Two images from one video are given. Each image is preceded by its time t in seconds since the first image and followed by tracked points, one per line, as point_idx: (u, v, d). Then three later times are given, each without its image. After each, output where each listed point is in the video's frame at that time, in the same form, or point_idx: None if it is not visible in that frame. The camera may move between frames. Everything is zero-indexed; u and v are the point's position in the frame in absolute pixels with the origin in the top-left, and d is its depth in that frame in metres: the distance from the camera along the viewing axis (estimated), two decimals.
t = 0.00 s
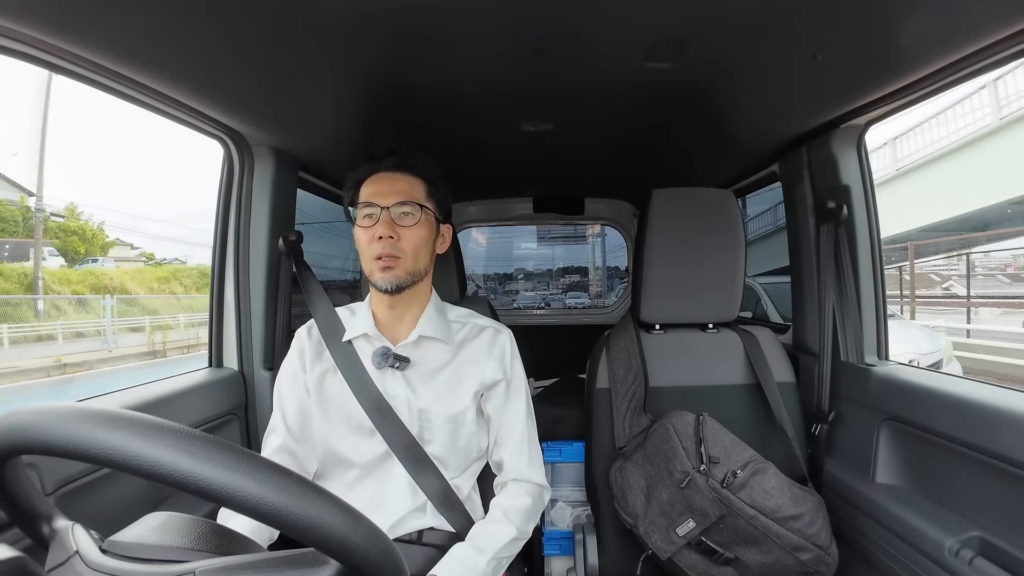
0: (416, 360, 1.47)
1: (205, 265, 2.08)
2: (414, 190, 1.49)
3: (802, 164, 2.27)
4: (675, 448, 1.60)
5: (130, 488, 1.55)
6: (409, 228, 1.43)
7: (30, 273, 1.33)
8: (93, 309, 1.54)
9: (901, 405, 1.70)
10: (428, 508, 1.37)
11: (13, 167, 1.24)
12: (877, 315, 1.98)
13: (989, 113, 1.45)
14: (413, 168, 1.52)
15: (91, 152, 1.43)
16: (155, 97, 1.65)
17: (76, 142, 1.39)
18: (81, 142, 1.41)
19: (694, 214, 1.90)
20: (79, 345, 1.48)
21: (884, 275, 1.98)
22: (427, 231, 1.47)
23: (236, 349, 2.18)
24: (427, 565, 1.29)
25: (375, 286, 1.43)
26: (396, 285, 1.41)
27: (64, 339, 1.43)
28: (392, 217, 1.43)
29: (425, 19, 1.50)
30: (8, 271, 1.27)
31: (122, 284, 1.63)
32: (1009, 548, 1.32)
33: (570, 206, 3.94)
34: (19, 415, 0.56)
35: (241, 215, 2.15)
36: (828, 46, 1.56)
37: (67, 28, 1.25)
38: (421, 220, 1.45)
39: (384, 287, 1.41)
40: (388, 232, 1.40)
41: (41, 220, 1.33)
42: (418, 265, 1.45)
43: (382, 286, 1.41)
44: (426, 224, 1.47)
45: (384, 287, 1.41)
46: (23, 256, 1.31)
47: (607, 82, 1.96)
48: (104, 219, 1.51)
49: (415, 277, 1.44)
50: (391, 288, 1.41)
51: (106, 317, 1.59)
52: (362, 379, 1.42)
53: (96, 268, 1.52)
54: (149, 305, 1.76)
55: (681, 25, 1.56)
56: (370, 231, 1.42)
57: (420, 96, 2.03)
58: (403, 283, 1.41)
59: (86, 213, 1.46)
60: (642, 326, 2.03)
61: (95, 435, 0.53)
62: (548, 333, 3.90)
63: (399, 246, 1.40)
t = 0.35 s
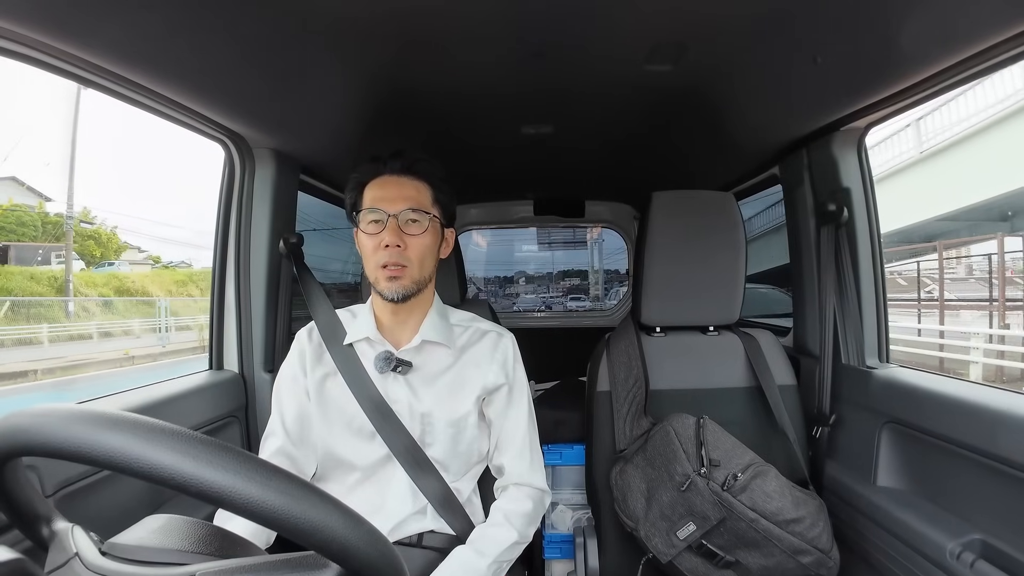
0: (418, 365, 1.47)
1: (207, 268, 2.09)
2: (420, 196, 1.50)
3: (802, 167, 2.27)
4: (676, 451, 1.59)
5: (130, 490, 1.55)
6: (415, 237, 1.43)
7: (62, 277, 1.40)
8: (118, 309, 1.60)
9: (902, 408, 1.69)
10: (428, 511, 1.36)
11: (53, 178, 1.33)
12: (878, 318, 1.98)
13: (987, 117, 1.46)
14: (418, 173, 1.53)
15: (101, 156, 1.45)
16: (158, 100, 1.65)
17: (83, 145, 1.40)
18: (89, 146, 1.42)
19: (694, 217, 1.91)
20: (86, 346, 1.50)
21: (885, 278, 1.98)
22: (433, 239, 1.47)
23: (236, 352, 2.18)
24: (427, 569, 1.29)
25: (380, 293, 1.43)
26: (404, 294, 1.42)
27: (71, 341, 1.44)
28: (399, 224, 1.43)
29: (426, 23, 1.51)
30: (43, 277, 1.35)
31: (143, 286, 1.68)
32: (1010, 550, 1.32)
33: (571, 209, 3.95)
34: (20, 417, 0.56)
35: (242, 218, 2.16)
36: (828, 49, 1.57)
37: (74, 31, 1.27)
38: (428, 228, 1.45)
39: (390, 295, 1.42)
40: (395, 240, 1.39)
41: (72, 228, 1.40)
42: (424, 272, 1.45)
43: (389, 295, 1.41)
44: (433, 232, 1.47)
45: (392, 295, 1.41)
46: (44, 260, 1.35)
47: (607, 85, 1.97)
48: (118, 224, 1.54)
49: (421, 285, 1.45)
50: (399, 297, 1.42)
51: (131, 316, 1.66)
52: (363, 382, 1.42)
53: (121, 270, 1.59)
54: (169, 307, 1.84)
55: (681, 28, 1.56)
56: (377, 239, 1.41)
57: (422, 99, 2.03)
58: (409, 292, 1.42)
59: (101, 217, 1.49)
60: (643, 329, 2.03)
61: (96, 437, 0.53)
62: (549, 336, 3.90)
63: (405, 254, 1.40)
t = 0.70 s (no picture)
0: (418, 367, 1.47)
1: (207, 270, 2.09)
2: (421, 199, 1.50)
3: (803, 170, 2.27)
4: (676, 454, 1.59)
5: (130, 492, 1.55)
6: (418, 240, 1.43)
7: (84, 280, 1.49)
8: (140, 312, 1.69)
9: (902, 411, 1.69)
10: (428, 515, 1.36)
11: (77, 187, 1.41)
12: (879, 322, 1.98)
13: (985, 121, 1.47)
14: (420, 176, 1.53)
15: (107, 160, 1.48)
16: (160, 103, 1.66)
17: (89, 150, 1.42)
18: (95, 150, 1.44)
19: (695, 220, 1.90)
20: (90, 347, 1.52)
21: (885, 282, 1.98)
22: (436, 242, 1.47)
23: (236, 354, 2.18)
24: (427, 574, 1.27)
25: (383, 298, 1.43)
26: (406, 297, 1.42)
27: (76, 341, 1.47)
28: (402, 227, 1.43)
29: (428, 25, 1.51)
30: (70, 281, 1.44)
31: (160, 288, 1.77)
32: (1011, 554, 1.31)
33: (571, 212, 3.94)
34: (21, 418, 0.56)
35: (243, 219, 2.16)
36: (829, 53, 1.57)
37: (80, 36, 1.28)
38: (430, 231, 1.45)
39: (394, 300, 1.42)
40: (398, 243, 1.40)
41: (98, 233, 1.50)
42: (426, 277, 1.45)
43: (391, 298, 1.41)
44: (435, 235, 1.47)
45: (394, 299, 1.41)
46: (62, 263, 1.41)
47: (608, 89, 1.97)
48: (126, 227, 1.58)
49: (423, 288, 1.45)
50: (401, 300, 1.42)
51: (153, 318, 1.76)
52: (363, 384, 1.42)
53: (140, 275, 1.67)
54: (184, 309, 1.95)
55: (682, 32, 1.56)
56: (379, 243, 1.41)
57: (422, 101, 2.03)
58: (412, 296, 1.42)
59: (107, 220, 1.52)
60: (644, 332, 2.03)
61: (96, 439, 0.53)
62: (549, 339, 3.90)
63: (408, 259, 1.40)
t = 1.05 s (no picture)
0: (418, 372, 1.47)
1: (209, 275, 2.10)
2: (418, 205, 1.50)
3: (804, 173, 2.27)
4: (678, 458, 1.58)
5: (130, 496, 1.55)
6: (416, 247, 1.43)
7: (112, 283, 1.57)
8: (159, 313, 1.78)
9: (904, 414, 1.69)
10: (429, 519, 1.36)
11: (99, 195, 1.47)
12: (880, 324, 1.97)
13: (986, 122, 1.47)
14: (416, 181, 1.53)
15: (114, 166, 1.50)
16: (161, 108, 1.67)
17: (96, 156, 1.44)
18: (99, 156, 1.46)
19: (696, 223, 1.90)
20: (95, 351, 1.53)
21: (887, 284, 1.98)
22: (434, 247, 1.48)
23: (238, 359, 2.18)
24: None
25: (383, 304, 1.43)
26: (406, 304, 1.42)
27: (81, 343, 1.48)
28: (399, 235, 1.43)
29: (428, 30, 1.52)
30: (95, 284, 1.51)
31: (177, 292, 1.87)
32: (1013, 557, 1.31)
33: (572, 215, 3.95)
34: (21, 423, 0.56)
35: (244, 224, 2.16)
36: (828, 56, 1.57)
37: (86, 42, 1.30)
38: (427, 236, 1.45)
39: (394, 306, 1.42)
40: (396, 251, 1.39)
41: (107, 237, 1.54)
42: (425, 282, 1.45)
43: (391, 305, 1.42)
44: (433, 240, 1.47)
45: (394, 305, 1.42)
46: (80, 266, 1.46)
47: (608, 93, 1.97)
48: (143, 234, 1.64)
49: (423, 293, 1.45)
50: (402, 306, 1.42)
51: (172, 320, 1.87)
52: (363, 390, 1.42)
53: (162, 280, 1.76)
54: (200, 311, 2.06)
55: (682, 35, 1.57)
56: (377, 251, 1.41)
57: (423, 106, 2.04)
58: (411, 302, 1.43)
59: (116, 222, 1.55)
60: (645, 336, 2.03)
61: (96, 444, 0.53)
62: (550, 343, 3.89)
63: (407, 265, 1.41)
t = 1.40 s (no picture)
0: (417, 374, 1.47)
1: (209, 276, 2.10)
2: (409, 204, 1.49)
3: (805, 176, 2.27)
4: (678, 461, 1.58)
5: (130, 496, 1.55)
6: (409, 247, 1.42)
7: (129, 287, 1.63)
8: (174, 315, 1.87)
9: (904, 417, 1.69)
10: (429, 521, 1.35)
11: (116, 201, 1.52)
12: (881, 327, 1.97)
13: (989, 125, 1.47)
14: (408, 180, 1.52)
15: (117, 167, 1.51)
16: (164, 108, 1.67)
17: (102, 156, 1.46)
18: (100, 155, 1.45)
19: (697, 226, 1.90)
20: (99, 350, 1.54)
21: (888, 287, 1.98)
22: (427, 246, 1.48)
23: (238, 359, 2.18)
24: None
25: (378, 307, 1.43)
26: (402, 305, 1.42)
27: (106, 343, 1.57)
28: (390, 236, 1.43)
29: (430, 31, 1.52)
30: (113, 286, 1.57)
31: (190, 293, 1.97)
32: (1014, 561, 1.31)
33: (572, 217, 3.95)
34: (21, 422, 0.56)
35: (246, 224, 2.17)
36: (830, 59, 1.57)
37: (89, 43, 1.30)
38: (419, 236, 1.45)
39: (389, 308, 1.42)
40: (387, 253, 1.39)
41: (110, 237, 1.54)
42: (420, 283, 1.45)
43: (386, 307, 1.41)
44: (425, 240, 1.47)
45: (389, 308, 1.42)
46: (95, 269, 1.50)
47: (609, 95, 1.98)
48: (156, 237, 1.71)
49: (418, 294, 1.45)
50: (397, 308, 1.42)
51: (185, 321, 1.96)
52: (362, 392, 1.42)
53: (173, 282, 1.83)
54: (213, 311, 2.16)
55: (683, 38, 1.57)
56: (369, 253, 1.41)
57: (424, 107, 2.04)
58: (406, 303, 1.42)
59: (132, 228, 1.60)
60: (645, 338, 2.03)
61: (96, 443, 0.53)
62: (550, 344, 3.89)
63: (400, 266, 1.40)
